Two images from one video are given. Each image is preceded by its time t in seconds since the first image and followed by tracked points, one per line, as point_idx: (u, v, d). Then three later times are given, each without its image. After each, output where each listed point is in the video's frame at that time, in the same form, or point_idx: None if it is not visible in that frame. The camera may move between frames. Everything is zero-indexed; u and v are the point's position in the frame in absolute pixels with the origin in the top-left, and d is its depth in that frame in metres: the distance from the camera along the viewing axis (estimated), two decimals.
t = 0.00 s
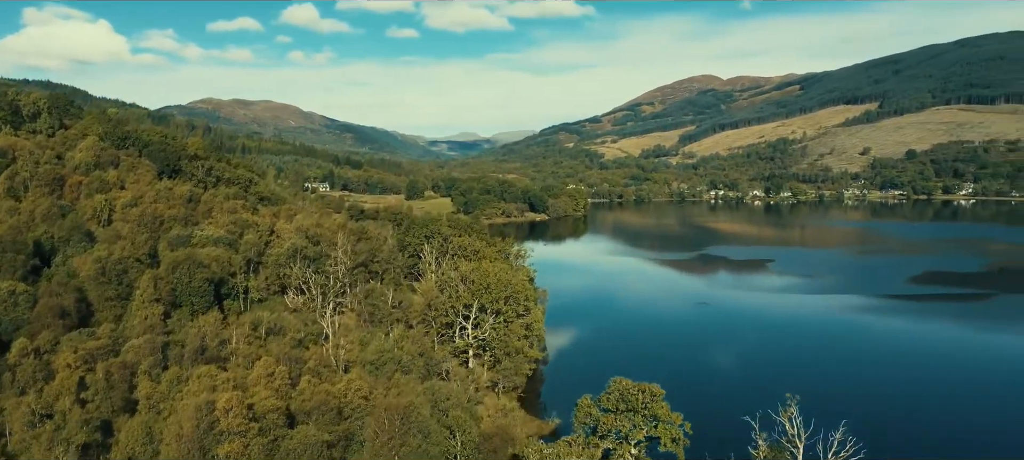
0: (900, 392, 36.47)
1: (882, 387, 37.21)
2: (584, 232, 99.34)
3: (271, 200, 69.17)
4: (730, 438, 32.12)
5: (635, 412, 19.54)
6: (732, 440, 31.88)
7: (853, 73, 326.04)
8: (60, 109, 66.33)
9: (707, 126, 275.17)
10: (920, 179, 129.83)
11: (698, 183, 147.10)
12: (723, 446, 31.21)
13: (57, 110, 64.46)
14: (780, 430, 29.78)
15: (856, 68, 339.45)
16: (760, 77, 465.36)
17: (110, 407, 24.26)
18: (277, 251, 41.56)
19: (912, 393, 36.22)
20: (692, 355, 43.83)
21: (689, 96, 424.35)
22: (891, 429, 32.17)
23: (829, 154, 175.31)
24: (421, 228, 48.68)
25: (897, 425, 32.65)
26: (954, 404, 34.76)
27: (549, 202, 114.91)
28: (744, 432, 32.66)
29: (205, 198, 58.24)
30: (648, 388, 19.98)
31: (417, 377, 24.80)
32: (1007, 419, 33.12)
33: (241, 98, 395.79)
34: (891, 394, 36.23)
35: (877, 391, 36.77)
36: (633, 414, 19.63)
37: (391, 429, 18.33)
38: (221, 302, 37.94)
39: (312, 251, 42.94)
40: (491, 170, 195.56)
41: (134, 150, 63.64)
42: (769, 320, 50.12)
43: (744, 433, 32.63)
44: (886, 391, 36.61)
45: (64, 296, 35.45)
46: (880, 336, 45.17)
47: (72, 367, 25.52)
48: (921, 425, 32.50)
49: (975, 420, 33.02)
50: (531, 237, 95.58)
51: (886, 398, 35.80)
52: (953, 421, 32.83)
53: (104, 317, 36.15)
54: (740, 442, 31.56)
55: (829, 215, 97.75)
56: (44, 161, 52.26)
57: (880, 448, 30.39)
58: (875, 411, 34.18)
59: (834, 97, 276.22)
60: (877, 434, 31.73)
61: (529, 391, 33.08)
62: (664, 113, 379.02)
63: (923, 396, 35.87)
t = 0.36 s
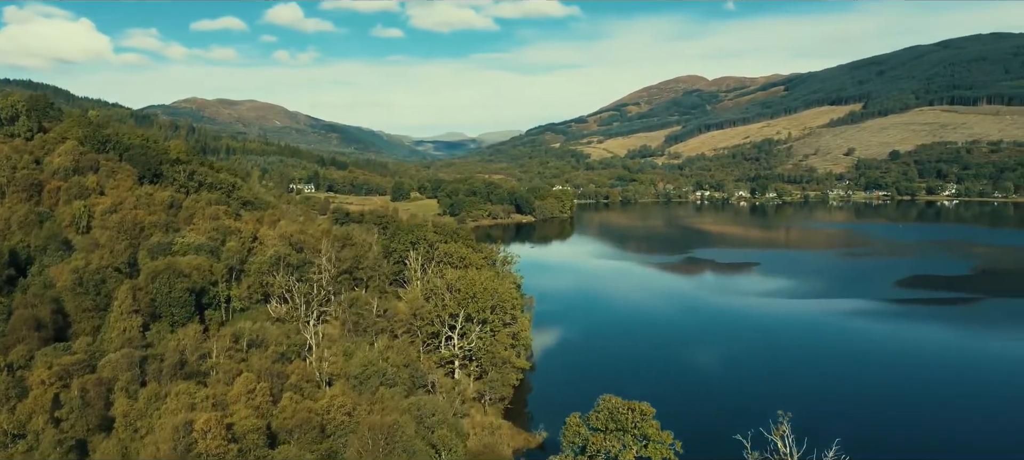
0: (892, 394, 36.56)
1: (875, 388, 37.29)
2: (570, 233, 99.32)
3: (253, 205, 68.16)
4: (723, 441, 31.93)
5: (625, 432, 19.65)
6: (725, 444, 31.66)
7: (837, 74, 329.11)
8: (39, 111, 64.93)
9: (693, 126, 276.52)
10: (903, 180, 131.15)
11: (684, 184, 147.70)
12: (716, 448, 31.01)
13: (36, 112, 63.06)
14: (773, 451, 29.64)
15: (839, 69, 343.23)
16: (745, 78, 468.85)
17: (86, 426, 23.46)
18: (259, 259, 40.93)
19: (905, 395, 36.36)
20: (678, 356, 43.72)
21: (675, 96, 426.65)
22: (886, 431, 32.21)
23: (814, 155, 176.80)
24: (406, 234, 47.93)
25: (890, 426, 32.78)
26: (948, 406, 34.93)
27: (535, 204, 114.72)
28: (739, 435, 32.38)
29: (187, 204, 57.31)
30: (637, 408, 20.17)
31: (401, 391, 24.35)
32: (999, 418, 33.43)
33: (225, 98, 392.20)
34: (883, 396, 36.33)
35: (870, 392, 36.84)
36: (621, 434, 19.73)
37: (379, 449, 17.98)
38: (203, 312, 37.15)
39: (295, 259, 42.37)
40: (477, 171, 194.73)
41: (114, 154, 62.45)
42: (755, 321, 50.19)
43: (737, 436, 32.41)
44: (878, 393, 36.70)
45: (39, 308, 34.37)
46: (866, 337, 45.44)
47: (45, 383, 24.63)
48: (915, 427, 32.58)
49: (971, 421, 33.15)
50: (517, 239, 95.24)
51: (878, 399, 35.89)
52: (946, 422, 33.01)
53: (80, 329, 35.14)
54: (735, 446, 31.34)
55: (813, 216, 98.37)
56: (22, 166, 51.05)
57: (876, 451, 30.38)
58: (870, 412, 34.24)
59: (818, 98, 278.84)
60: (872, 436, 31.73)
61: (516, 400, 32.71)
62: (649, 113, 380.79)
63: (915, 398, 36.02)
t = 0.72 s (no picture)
0: (878, 394, 36.62)
1: (860, 389, 37.31)
2: (556, 235, 99.23)
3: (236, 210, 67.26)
4: (713, 443, 31.81)
5: (614, 452, 19.76)
6: (715, 446, 31.55)
7: (821, 75, 332.09)
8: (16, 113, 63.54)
9: (678, 126, 277.65)
10: (887, 181, 132.44)
11: (670, 184, 148.12)
12: (706, 451, 30.84)
13: (13, 114, 61.69)
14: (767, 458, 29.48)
15: (823, 70, 346.31)
16: (730, 79, 471.58)
17: (59, 446, 22.61)
18: (241, 267, 40.24)
19: (892, 395, 36.44)
20: (666, 357, 43.64)
21: (661, 96, 428.45)
22: (875, 432, 32.26)
23: (799, 155, 178.01)
24: (391, 241, 47.08)
25: (879, 426, 32.83)
26: (931, 406, 35.08)
27: (521, 206, 114.38)
28: (730, 438, 32.23)
29: (167, 210, 56.32)
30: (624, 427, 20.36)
31: (384, 405, 23.87)
32: (987, 417, 33.61)
33: (209, 99, 388.61)
34: (871, 396, 36.37)
35: (859, 393, 36.87)
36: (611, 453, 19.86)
37: None
38: (182, 323, 36.32)
39: (278, 267, 41.73)
40: (463, 171, 194.00)
41: (94, 158, 61.22)
42: (742, 322, 50.22)
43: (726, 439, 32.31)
44: (866, 393, 36.76)
45: (12, 321, 33.23)
46: (852, 337, 45.60)
47: (16, 402, 23.73)
48: (903, 427, 32.66)
49: (958, 420, 33.29)
50: (503, 240, 94.85)
51: (866, 399, 35.94)
52: (933, 422, 33.13)
53: (55, 343, 34.03)
54: (725, 449, 31.23)
55: (798, 217, 98.84)
56: None
57: (868, 453, 30.32)
58: (857, 414, 34.22)
59: (802, 99, 281.11)
60: (862, 436, 31.75)
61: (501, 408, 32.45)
62: (635, 113, 382.15)
63: (902, 397, 36.12)
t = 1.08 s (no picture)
0: (870, 396, 36.68)
1: (851, 391, 37.37)
2: (541, 236, 99.07)
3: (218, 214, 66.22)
4: (701, 449, 31.63)
5: None
6: (702, 451, 31.39)
7: (805, 76, 334.82)
8: None
9: (664, 127, 278.28)
10: (870, 182, 133.65)
11: (656, 185, 148.47)
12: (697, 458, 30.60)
13: None
14: None
15: (807, 71, 349.18)
16: (715, 79, 474.14)
17: None
18: (222, 276, 39.47)
19: (880, 397, 36.50)
20: (653, 360, 43.49)
21: (647, 96, 429.80)
22: (864, 434, 32.27)
23: (783, 156, 179.21)
24: (375, 247, 46.27)
25: (867, 429, 32.84)
26: (922, 407, 35.21)
27: (507, 208, 113.98)
28: (724, 443, 32.14)
29: (147, 217, 55.36)
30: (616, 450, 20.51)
31: (368, 420, 23.38)
32: (975, 418, 33.73)
33: (191, 99, 384.45)
34: (860, 398, 36.40)
35: (847, 395, 36.88)
36: None
37: None
38: (161, 334, 35.44)
39: (260, 275, 40.99)
40: (448, 172, 193.01)
41: (71, 163, 59.96)
42: (728, 324, 50.21)
43: (715, 443, 32.16)
44: (854, 395, 36.79)
45: None
46: (840, 339, 45.63)
47: None
48: (892, 429, 32.69)
49: (949, 422, 33.37)
50: (489, 242, 94.32)
51: (853, 402, 35.96)
52: (921, 424, 33.18)
53: (27, 356, 32.52)
54: (713, 454, 31.07)
55: (783, 218, 99.17)
56: None
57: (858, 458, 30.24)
58: (849, 416, 34.23)
59: (786, 100, 283.12)
60: (851, 440, 31.71)
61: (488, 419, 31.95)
62: (621, 113, 383.34)
63: (890, 399, 36.18)
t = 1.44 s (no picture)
0: (860, 396, 36.59)
1: (840, 391, 37.28)
2: (527, 238, 98.88)
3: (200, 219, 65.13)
4: (695, 450, 31.55)
5: None
6: (695, 452, 31.28)
7: (789, 76, 337.50)
8: None
9: (649, 127, 279.13)
10: (854, 183, 134.84)
11: (642, 186, 148.77)
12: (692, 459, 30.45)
13: None
14: None
15: (791, 72, 352.10)
16: (700, 80, 476.78)
17: None
18: (203, 285, 38.60)
19: (871, 397, 36.41)
20: (642, 361, 43.22)
21: (632, 96, 431.09)
22: (855, 435, 32.28)
23: (768, 157, 180.34)
24: (359, 253, 45.55)
25: (859, 430, 32.83)
26: (913, 407, 35.24)
27: (493, 210, 113.54)
28: (717, 446, 31.90)
29: (126, 223, 54.33)
30: None
31: (352, 435, 22.73)
32: (967, 416, 33.85)
33: (174, 99, 380.13)
34: (853, 398, 36.31)
35: (838, 396, 36.68)
36: None
37: None
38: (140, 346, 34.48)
39: (241, 283, 40.13)
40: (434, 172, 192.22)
41: (49, 168, 58.86)
42: (717, 325, 50.08)
43: (709, 444, 32.04)
44: (841, 395, 36.78)
45: None
46: (828, 339, 45.60)
47: None
48: (883, 429, 32.71)
49: (942, 422, 33.33)
50: (475, 245, 93.57)
51: (843, 402, 35.88)
52: (916, 424, 33.11)
53: None
54: (707, 456, 30.94)
55: (768, 219, 99.68)
56: None
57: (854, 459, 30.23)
58: (843, 419, 34.03)
59: (770, 100, 285.18)
60: (847, 441, 31.68)
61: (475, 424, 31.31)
62: (607, 114, 384.35)
63: (878, 399, 36.18)
